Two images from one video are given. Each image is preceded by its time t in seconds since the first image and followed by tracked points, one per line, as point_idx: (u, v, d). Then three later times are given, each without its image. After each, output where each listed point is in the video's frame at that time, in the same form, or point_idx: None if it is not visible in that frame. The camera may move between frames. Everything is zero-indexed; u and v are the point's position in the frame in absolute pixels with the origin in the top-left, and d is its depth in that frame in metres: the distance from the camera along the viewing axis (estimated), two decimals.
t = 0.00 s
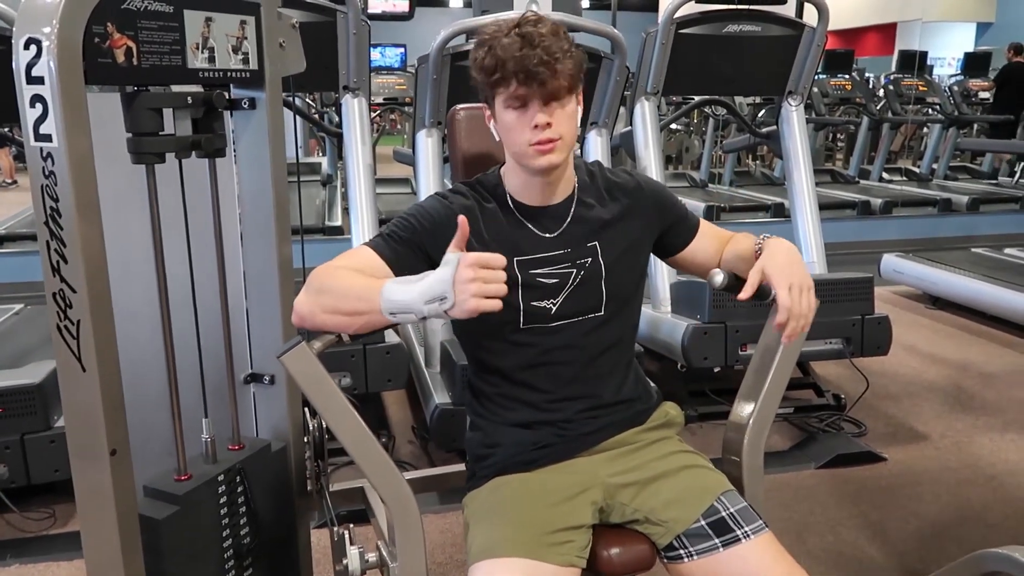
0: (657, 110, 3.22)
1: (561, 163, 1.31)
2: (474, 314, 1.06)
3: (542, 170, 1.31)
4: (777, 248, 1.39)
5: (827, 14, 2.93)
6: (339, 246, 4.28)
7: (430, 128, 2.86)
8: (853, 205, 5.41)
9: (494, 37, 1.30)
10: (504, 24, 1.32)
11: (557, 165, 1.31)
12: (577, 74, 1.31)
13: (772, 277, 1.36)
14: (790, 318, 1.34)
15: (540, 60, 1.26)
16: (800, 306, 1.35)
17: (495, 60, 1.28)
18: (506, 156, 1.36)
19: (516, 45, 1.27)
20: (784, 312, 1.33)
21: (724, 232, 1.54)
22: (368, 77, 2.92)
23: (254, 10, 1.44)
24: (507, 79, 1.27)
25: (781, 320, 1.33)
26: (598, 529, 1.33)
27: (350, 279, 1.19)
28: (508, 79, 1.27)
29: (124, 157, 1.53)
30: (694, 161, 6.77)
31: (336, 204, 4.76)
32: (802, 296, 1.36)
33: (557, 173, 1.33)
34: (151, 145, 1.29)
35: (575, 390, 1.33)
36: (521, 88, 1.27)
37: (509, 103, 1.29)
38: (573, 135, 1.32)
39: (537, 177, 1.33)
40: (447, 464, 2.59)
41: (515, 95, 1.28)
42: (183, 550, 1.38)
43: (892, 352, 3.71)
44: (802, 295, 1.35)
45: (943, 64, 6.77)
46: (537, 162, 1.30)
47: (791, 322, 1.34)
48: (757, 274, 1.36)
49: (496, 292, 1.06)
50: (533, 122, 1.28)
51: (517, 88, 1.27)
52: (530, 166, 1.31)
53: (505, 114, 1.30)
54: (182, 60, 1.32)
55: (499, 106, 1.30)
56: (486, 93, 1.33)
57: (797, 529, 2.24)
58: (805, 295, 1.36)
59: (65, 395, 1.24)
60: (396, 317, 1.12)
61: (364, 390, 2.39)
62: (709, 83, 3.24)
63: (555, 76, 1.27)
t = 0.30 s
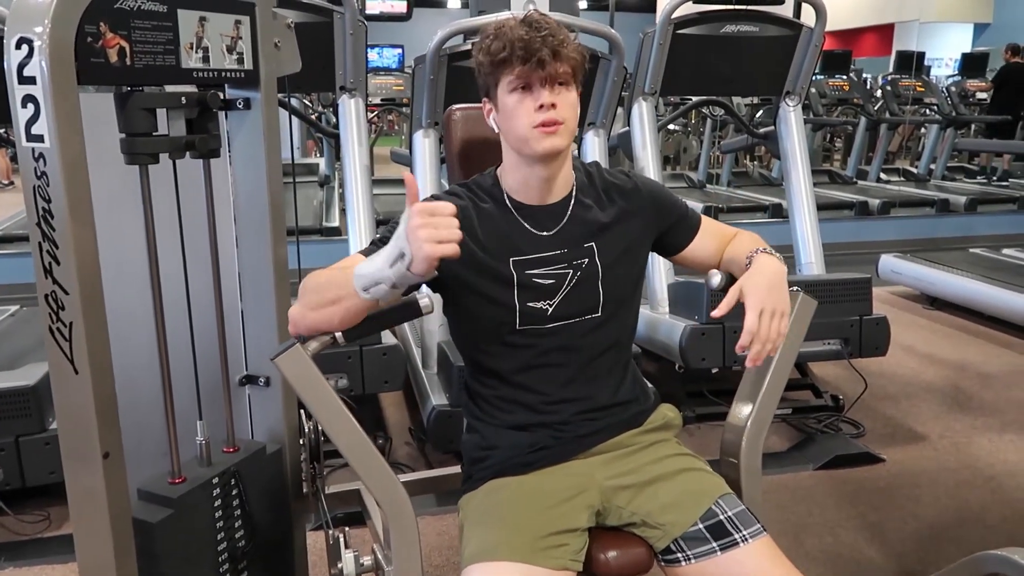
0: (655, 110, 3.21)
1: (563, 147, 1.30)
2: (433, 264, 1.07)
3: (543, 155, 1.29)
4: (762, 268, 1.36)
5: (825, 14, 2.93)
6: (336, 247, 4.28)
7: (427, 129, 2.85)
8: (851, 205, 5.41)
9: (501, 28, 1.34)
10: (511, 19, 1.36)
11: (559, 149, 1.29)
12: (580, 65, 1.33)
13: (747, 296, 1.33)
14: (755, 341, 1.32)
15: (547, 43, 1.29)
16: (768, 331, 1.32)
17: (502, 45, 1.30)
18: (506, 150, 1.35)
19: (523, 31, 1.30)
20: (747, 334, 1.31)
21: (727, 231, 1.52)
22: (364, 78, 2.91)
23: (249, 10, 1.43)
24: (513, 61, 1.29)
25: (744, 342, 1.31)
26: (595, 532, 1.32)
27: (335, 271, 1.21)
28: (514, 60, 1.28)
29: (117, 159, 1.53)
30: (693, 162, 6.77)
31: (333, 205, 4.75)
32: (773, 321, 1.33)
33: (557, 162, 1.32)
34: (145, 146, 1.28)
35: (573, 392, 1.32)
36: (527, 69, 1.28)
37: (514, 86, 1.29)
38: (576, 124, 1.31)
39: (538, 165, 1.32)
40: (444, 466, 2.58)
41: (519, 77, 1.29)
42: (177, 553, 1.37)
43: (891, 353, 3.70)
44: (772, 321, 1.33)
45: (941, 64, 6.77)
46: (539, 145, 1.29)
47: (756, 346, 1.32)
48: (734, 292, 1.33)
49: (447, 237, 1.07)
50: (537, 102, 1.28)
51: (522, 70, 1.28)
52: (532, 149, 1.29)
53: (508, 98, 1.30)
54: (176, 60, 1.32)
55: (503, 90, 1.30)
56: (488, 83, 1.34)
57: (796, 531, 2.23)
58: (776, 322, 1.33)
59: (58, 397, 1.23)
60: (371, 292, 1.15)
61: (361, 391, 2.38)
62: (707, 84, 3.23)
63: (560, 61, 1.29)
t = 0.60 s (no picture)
0: (654, 110, 3.21)
1: (560, 132, 1.30)
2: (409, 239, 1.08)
3: (541, 139, 1.29)
4: (767, 281, 1.35)
5: (825, 14, 2.92)
6: (334, 247, 4.27)
7: (425, 128, 2.84)
8: (850, 205, 5.40)
9: (493, 25, 1.37)
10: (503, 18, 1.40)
11: (556, 134, 1.29)
12: (571, 58, 1.36)
13: (753, 311, 1.32)
14: (765, 356, 1.30)
15: (540, 34, 1.32)
16: (778, 345, 1.31)
17: (496, 37, 1.32)
18: (502, 143, 1.34)
19: (516, 24, 1.34)
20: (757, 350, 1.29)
21: (725, 231, 1.50)
22: (362, 77, 2.90)
23: (245, 8, 1.42)
24: (509, 50, 1.31)
25: (755, 358, 1.28)
26: (593, 535, 1.31)
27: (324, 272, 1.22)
28: (510, 48, 1.31)
29: (112, 160, 1.52)
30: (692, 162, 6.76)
31: (332, 205, 4.74)
32: (781, 335, 1.32)
33: (553, 149, 1.32)
34: (139, 146, 1.27)
35: (570, 394, 1.31)
36: (523, 57, 1.30)
37: (510, 74, 1.31)
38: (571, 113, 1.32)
39: (535, 153, 1.31)
40: (442, 467, 2.57)
41: (515, 65, 1.31)
42: (172, 556, 1.36)
43: (890, 354, 3.69)
44: (781, 334, 1.31)
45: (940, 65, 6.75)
46: (536, 129, 1.29)
47: (767, 361, 1.30)
48: (740, 308, 1.31)
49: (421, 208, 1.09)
50: (533, 87, 1.29)
51: (518, 56, 1.30)
52: (529, 134, 1.29)
53: (504, 85, 1.30)
54: (171, 59, 1.31)
55: (498, 80, 1.31)
56: (482, 77, 1.36)
57: (795, 532, 2.23)
58: (784, 334, 1.32)
59: (52, 399, 1.22)
60: (353, 282, 1.15)
61: (358, 392, 2.38)
62: (706, 84, 3.23)
63: (553, 52, 1.32)
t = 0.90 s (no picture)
0: (654, 105, 3.19)
1: (563, 123, 1.28)
2: (413, 273, 1.06)
3: (543, 129, 1.27)
4: (767, 281, 1.33)
5: (826, 9, 2.90)
6: (332, 243, 4.26)
7: (424, 123, 2.83)
8: (850, 201, 5.38)
9: (493, 18, 1.36)
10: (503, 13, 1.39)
11: (559, 124, 1.28)
12: (572, 51, 1.35)
13: (752, 311, 1.30)
14: (762, 357, 1.28)
15: (541, 25, 1.31)
16: (776, 346, 1.29)
17: (497, 29, 1.32)
18: (503, 134, 1.33)
19: (517, 16, 1.33)
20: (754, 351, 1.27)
21: (729, 226, 1.49)
22: (361, 72, 2.88)
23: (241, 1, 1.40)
24: (510, 41, 1.30)
25: (752, 359, 1.27)
26: (594, 534, 1.30)
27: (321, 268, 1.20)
28: (511, 39, 1.30)
29: (107, 155, 1.50)
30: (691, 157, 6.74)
31: (330, 201, 4.72)
32: (780, 336, 1.30)
33: (556, 140, 1.30)
34: (134, 141, 1.26)
35: (572, 390, 1.30)
36: (524, 48, 1.30)
37: (511, 65, 1.30)
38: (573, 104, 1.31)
39: (538, 144, 1.30)
40: (441, 464, 2.56)
41: (516, 56, 1.30)
42: (168, 555, 1.35)
43: (890, 350, 3.68)
44: (779, 335, 1.30)
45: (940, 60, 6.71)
46: (538, 119, 1.27)
47: (763, 362, 1.28)
48: (739, 307, 1.30)
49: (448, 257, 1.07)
50: (535, 76, 1.28)
51: (520, 47, 1.29)
52: (531, 124, 1.28)
53: (505, 76, 1.29)
54: (167, 52, 1.29)
55: (499, 70, 1.30)
56: (482, 69, 1.35)
57: (796, 529, 2.22)
58: (783, 336, 1.30)
59: (46, 396, 1.21)
60: (343, 280, 1.12)
61: (357, 388, 2.36)
62: (706, 79, 3.22)
63: (555, 43, 1.31)
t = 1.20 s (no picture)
0: (655, 97, 3.17)
1: (567, 116, 1.28)
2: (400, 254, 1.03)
3: (547, 123, 1.27)
4: (769, 279, 1.32)
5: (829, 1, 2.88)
6: (331, 235, 4.24)
7: (424, 115, 2.81)
8: (851, 194, 5.37)
9: (500, 7, 1.35)
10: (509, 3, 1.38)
11: (564, 116, 1.27)
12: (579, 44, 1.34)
13: (754, 308, 1.29)
14: (764, 355, 1.27)
15: (549, 16, 1.30)
16: (778, 343, 1.28)
17: (503, 18, 1.30)
18: (507, 125, 1.31)
19: (523, 5, 1.32)
20: (756, 350, 1.26)
21: (734, 219, 1.47)
22: (360, 62, 2.84)
23: None
24: (516, 31, 1.29)
25: (753, 356, 1.26)
26: (596, 529, 1.29)
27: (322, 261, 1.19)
28: (517, 29, 1.29)
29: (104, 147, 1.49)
30: (692, 150, 6.71)
31: (330, 193, 4.71)
32: (782, 334, 1.29)
33: (561, 133, 1.29)
34: (131, 131, 1.24)
35: (574, 384, 1.29)
36: (530, 39, 1.29)
37: (518, 56, 1.29)
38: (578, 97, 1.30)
39: (541, 136, 1.29)
40: (441, 457, 2.55)
41: (522, 47, 1.29)
42: (166, 550, 1.34)
43: (891, 343, 3.67)
44: (782, 333, 1.29)
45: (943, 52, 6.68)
46: (542, 111, 1.26)
47: (765, 360, 1.27)
48: (742, 304, 1.29)
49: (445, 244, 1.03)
50: (541, 69, 1.28)
51: (526, 38, 1.29)
52: (535, 117, 1.27)
53: (510, 67, 1.29)
54: (163, 42, 1.28)
55: (505, 61, 1.29)
56: (487, 59, 1.33)
57: (796, 523, 2.21)
58: (785, 334, 1.29)
59: (41, 390, 1.19)
60: (338, 260, 1.11)
61: (356, 381, 2.35)
62: (708, 70, 3.20)
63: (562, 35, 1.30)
